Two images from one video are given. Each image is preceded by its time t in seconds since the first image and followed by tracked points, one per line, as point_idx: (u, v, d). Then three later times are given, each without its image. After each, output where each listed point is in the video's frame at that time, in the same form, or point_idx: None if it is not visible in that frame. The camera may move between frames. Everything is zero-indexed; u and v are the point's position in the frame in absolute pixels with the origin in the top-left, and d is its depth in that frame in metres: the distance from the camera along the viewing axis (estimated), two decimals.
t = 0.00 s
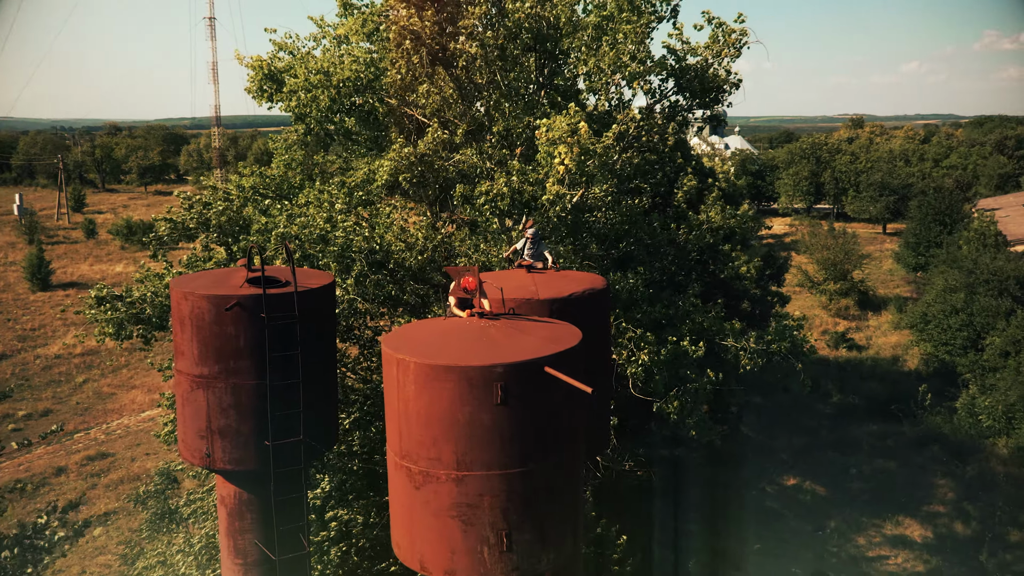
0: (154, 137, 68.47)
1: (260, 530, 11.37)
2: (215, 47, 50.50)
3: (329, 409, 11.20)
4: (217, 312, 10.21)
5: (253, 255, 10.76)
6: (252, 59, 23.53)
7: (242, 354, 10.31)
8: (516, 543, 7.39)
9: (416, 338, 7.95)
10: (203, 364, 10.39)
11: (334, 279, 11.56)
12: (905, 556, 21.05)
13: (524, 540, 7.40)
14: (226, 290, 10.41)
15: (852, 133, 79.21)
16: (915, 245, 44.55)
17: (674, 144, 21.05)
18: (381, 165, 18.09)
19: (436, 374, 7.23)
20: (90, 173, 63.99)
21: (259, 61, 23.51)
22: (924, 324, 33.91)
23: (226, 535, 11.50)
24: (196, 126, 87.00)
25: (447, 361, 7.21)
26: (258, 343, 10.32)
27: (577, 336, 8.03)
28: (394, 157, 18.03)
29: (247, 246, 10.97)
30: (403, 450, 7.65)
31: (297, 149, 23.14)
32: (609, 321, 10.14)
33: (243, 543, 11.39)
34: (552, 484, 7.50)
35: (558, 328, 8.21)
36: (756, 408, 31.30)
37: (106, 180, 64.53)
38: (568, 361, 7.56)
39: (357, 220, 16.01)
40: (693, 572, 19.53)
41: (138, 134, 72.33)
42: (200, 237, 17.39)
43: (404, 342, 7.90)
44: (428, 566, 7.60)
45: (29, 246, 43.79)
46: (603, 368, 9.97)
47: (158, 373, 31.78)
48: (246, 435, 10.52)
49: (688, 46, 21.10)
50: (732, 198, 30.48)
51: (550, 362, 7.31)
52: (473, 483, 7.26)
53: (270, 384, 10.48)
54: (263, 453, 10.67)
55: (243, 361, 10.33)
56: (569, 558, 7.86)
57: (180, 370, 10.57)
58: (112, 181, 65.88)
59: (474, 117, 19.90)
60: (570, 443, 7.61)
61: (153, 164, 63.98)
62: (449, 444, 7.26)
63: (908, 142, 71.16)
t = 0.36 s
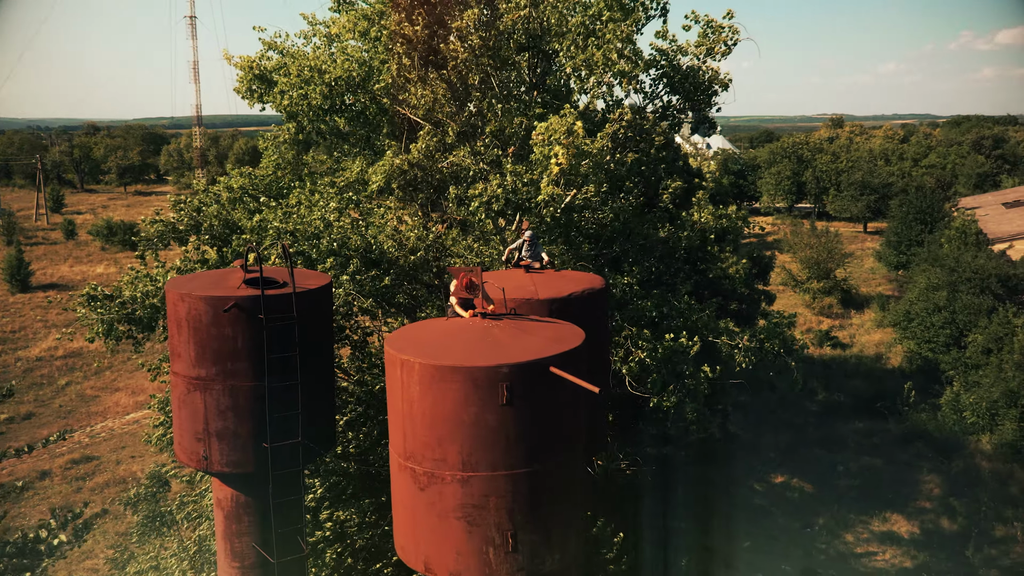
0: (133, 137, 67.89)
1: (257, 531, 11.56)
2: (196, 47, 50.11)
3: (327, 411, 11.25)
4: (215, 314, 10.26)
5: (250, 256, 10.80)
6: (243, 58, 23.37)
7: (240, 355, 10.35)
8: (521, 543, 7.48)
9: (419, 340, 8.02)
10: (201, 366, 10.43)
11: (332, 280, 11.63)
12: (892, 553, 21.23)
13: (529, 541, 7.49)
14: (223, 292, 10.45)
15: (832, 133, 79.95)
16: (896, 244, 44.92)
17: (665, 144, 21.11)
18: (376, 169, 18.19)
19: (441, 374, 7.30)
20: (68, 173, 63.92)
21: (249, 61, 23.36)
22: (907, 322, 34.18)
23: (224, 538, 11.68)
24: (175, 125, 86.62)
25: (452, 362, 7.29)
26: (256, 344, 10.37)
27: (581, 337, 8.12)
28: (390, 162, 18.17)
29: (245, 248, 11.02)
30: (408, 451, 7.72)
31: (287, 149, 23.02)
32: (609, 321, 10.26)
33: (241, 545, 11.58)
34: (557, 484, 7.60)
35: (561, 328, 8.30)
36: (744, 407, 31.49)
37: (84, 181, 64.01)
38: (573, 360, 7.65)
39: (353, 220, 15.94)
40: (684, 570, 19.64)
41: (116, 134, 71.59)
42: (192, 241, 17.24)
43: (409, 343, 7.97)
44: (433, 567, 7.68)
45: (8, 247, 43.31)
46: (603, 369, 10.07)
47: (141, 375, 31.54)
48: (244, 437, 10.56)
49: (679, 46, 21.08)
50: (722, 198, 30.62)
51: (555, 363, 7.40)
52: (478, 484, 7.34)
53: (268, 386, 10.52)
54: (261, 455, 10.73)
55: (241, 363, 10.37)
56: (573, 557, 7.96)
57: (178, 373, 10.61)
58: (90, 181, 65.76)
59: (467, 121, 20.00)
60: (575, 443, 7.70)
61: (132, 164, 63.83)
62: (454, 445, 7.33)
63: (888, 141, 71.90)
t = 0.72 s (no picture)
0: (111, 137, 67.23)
1: (255, 534, 11.51)
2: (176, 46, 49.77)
3: (324, 412, 11.29)
4: (212, 315, 10.28)
5: (247, 258, 10.83)
6: (233, 58, 23.16)
7: (238, 357, 10.37)
8: (527, 543, 7.50)
9: (423, 341, 8.05)
10: (198, 367, 10.43)
11: (329, 282, 11.68)
12: (880, 549, 21.42)
13: (535, 541, 7.52)
14: (220, 294, 10.47)
15: (812, 134, 80.66)
16: (877, 242, 45.25)
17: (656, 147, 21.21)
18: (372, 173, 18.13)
19: (447, 375, 7.32)
20: (46, 174, 63.03)
21: (239, 61, 23.16)
22: (890, 320, 34.42)
23: (222, 541, 11.63)
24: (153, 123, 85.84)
25: (458, 363, 7.31)
26: (254, 346, 10.41)
27: (584, 337, 8.17)
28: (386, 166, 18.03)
29: (242, 250, 11.06)
30: (412, 453, 7.74)
31: (276, 149, 22.80)
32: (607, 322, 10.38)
33: (238, 548, 11.54)
34: (562, 484, 7.63)
35: (564, 328, 8.35)
36: (731, 405, 31.68)
37: (62, 181, 63.41)
38: (578, 360, 7.69)
39: (347, 221, 15.87)
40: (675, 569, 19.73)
41: (95, 133, 70.79)
42: (181, 244, 17.09)
43: (412, 344, 7.99)
44: (438, 569, 7.69)
45: None
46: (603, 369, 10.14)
47: (123, 378, 31.22)
48: (242, 439, 10.58)
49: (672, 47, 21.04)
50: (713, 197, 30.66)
51: (560, 363, 7.44)
52: (483, 485, 7.36)
53: (267, 388, 10.56)
54: (258, 455, 10.76)
55: (239, 365, 10.39)
56: (578, 556, 7.99)
57: (175, 375, 10.61)
58: (67, 181, 65.24)
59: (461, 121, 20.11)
60: (580, 444, 7.75)
61: (111, 165, 63.42)
62: (459, 446, 7.36)
63: (867, 141, 72.64)
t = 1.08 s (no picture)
0: (91, 139, 66.60)
1: (254, 537, 11.48)
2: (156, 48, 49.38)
3: (323, 413, 11.33)
4: (212, 317, 10.24)
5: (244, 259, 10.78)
6: (224, 58, 23.03)
7: (237, 359, 10.36)
8: (532, 542, 7.65)
9: (427, 340, 8.12)
10: (196, 369, 10.38)
11: (327, 282, 11.70)
12: (867, 547, 21.61)
13: (540, 540, 7.67)
14: (219, 295, 10.43)
15: (792, 136, 81.30)
16: (860, 243, 45.57)
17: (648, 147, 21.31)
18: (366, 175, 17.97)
19: (453, 375, 7.41)
20: (24, 176, 62.30)
21: (230, 61, 23.03)
22: (873, 320, 34.72)
23: (219, 546, 11.55)
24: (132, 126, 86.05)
25: (464, 362, 7.40)
26: (253, 347, 10.39)
27: (588, 336, 8.30)
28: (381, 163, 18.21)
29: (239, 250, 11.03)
30: (417, 453, 7.83)
31: (268, 151, 22.64)
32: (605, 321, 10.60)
33: (236, 552, 11.48)
34: (567, 483, 7.78)
35: (566, 328, 8.48)
36: (718, 405, 31.88)
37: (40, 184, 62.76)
38: (582, 360, 7.82)
39: (341, 222, 15.83)
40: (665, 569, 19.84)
41: (74, 135, 70.07)
42: (174, 245, 17.05)
43: (417, 344, 8.07)
44: (444, 568, 7.81)
45: None
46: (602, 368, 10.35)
47: (107, 381, 30.96)
48: (241, 441, 10.59)
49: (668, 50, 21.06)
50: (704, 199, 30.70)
51: (565, 362, 7.56)
52: (489, 484, 7.48)
53: (267, 389, 10.57)
54: (259, 457, 10.78)
55: (239, 367, 10.38)
56: (581, 554, 8.15)
57: (173, 376, 10.54)
58: (46, 184, 64.56)
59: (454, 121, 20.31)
60: (584, 443, 7.90)
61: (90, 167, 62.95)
62: (465, 445, 7.46)
63: (847, 144, 73.31)
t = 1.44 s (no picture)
0: (70, 140, 65.94)
1: (254, 539, 11.47)
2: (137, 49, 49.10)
3: (322, 414, 11.35)
4: (212, 318, 10.19)
5: (243, 259, 10.76)
6: (214, 58, 22.87)
7: (237, 360, 10.32)
8: (538, 540, 7.72)
9: (431, 340, 8.17)
10: (196, 371, 10.33)
11: (325, 283, 11.72)
12: (855, 544, 21.80)
13: (546, 539, 7.74)
14: (219, 296, 10.38)
15: (772, 137, 81.79)
16: (842, 243, 45.99)
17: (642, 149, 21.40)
18: (364, 171, 18.08)
19: (459, 374, 7.46)
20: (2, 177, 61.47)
21: (221, 61, 22.87)
22: (857, 320, 35.01)
23: (218, 547, 11.52)
24: (110, 127, 85.43)
25: (470, 361, 7.45)
26: (253, 348, 10.36)
27: (591, 334, 8.40)
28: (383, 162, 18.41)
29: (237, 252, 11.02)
30: (423, 452, 7.88)
31: (261, 152, 22.45)
32: (602, 321, 10.75)
33: (236, 553, 11.45)
34: (572, 481, 7.86)
35: (569, 327, 8.57)
36: (706, 404, 32.04)
37: (18, 185, 62.10)
38: (586, 358, 7.92)
39: (334, 224, 15.80)
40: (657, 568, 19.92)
41: (53, 135, 69.33)
42: (170, 244, 17.33)
43: (421, 344, 8.11)
44: (451, 568, 7.85)
45: None
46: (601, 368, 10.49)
47: (90, 385, 30.63)
48: (242, 443, 10.56)
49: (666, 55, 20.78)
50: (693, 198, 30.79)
51: (570, 360, 7.65)
52: (496, 483, 7.54)
53: (267, 391, 10.56)
54: (259, 458, 10.74)
55: (239, 368, 10.35)
56: (586, 552, 8.24)
57: (172, 378, 10.49)
58: (24, 186, 63.71)
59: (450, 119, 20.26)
60: (588, 441, 8.01)
61: (69, 168, 62.43)
62: (471, 444, 7.52)
63: (827, 145, 73.91)
